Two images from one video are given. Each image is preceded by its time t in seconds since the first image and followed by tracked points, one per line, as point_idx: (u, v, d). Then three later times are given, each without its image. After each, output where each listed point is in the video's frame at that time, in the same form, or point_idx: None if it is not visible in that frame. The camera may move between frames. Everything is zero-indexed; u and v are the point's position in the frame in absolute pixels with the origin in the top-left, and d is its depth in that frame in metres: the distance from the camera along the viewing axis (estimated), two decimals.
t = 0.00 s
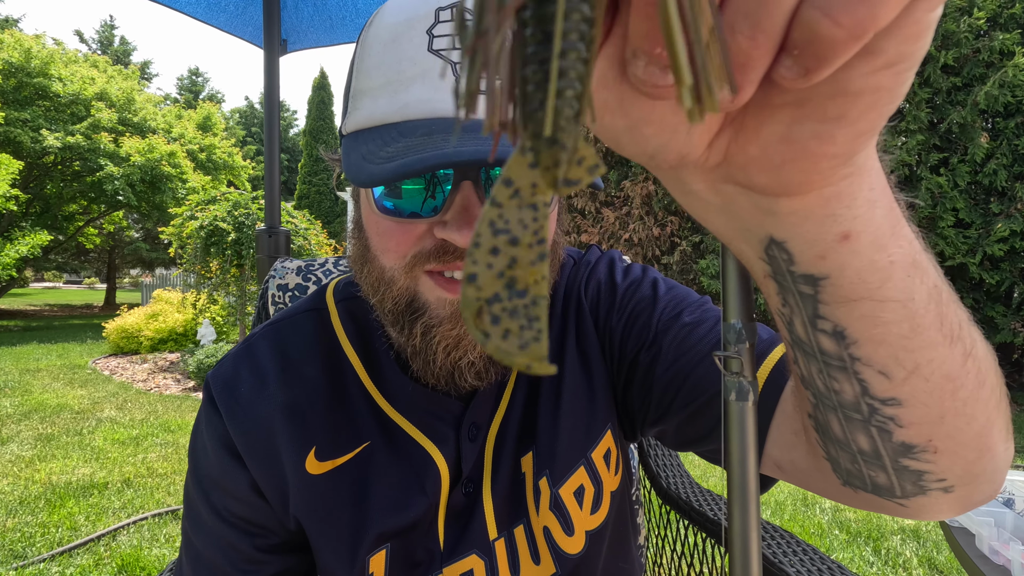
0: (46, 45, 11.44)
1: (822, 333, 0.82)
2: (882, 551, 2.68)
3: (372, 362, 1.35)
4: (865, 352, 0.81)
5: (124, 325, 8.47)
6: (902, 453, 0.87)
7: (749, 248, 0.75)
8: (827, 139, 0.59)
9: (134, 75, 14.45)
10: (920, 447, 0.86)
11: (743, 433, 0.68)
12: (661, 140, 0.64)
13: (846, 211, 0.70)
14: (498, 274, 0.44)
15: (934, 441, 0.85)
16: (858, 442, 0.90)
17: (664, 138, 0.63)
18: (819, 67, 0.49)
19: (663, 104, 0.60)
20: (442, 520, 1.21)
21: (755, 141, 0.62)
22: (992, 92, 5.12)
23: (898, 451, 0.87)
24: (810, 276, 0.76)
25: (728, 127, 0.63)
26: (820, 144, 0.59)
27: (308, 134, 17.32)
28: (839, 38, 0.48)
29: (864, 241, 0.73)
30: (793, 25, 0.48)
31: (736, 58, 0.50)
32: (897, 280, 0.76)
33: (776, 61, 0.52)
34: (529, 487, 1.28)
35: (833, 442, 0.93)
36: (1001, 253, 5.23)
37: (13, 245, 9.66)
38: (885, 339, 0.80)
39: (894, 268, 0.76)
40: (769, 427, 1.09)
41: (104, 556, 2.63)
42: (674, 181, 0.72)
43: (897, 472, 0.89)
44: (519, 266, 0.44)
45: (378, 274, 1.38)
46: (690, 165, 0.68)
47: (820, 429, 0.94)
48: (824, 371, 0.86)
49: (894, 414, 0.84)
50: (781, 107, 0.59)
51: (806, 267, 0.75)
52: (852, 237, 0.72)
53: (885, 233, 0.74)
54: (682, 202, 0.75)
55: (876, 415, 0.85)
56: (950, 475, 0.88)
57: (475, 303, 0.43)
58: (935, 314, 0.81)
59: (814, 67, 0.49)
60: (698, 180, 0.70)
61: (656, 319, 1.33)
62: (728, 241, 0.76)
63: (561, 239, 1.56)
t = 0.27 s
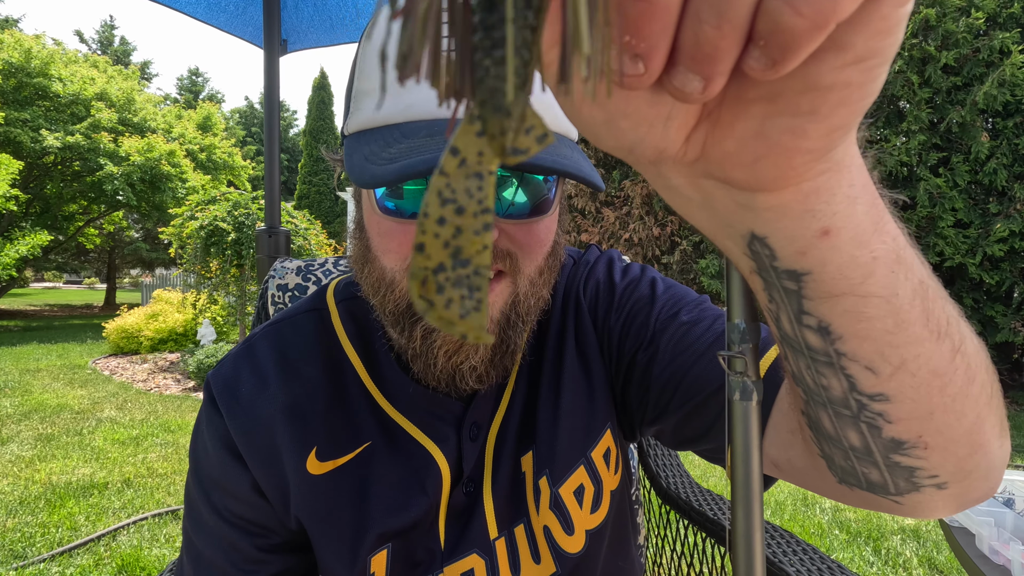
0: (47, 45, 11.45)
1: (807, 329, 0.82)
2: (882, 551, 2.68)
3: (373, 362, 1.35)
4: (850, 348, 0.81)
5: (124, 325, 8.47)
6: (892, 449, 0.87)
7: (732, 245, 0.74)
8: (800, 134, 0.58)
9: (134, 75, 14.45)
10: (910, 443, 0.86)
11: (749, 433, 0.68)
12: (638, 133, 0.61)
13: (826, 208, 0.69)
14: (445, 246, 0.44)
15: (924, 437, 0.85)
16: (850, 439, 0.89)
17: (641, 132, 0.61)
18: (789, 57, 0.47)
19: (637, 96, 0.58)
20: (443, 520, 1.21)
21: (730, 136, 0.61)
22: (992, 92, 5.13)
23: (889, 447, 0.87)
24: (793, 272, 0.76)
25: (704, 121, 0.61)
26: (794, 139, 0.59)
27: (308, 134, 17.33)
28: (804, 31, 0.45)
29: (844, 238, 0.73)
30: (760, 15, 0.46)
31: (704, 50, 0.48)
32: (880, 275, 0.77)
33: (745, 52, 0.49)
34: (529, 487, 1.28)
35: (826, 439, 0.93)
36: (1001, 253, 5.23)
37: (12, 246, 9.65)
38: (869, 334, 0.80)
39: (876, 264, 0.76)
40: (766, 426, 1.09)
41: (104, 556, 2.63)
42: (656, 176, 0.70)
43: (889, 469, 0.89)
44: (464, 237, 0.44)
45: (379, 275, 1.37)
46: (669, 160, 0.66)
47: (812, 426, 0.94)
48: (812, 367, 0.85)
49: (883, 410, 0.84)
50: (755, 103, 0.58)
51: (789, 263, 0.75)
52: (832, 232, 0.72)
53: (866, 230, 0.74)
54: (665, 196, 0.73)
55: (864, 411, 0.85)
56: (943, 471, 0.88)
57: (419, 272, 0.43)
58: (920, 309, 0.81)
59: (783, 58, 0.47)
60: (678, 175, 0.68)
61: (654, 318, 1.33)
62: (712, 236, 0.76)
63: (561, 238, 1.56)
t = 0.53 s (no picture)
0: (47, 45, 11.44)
1: (800, 332, 0.81)
2: (882, 551, 2.68)
3: (375, 362, 1.35)
4: (842, 351, 0.81)
5: (124, 325, 8.47)
6: (885, 452, 0.87)
7: (726, 245, 0.74)
8: (788, 139, 0.58)
9: (134, 75, 14.46)
10: (903, 447, 0.86)
11: (751, 431, 0.68)
12: (629, 135, 0.61)
13: (818, 212, 0.69)
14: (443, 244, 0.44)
15: (916, 441, 0.85)
16: (844, 442, 0.89)
17: (631, 133, 0.61)
18: (773, 62, 0.46)
19: (629, 97, 0.57)
20: (445, 519, 1.21)
21: (720, 138, 0.60)
22: (992, 92, 5.13)
23: (882, 451, 0.87)
24: (785, 275, 0.75)
25: (695, 123, 0.60)
26: (783, 142, 0.59)
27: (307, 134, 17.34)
28: (786, 37, 0.45)
29: (836, 240, 0.72)
30: (745, 21, 0.45)
31: (691, 53, 0.47)
32: (871, 278, 0.77)
33: (732, 57, 0.48)
34: (530, 488, 1.28)
35: (821, 442, 0.93)
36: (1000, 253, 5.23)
37: (13, 246, 9.66)
38: (860, 337, 0.79)
39: (868, 267, 0.76)
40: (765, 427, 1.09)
41: (104, 557, 2.63)
42: (648, 179, 0.70)
43: (884, 473, 0.89)
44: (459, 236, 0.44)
45: (382, 274, 1.37)
46: (661, 163, 0.65)
47: (807, 429, 0.94)
48: (806, 370, 0.85)
49: (875, 412, 0.84)
50: (745, 107, 0.57)
51: (780, 266, 0.74)
52: (823, 236, 0.72)
53: (856, 233, 0.74)
54: (658, 198, 0.73)
55: (857, 414, 0.85)
56: (936, 476, 0.87)
57: (418, 271, 0.44)
58: (912, 314, 0.81)
59: (768, 63, 0.46)
60: (670, 178, 0.68)
61: (655, 318, 1.33)
62: (705, 237, 0.76)
63: (562, 238, 1.55)
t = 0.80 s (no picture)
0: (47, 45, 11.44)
1: (801, 334, 0.81)
2: (882, 551, 2.68)
3: (375, 362, 1.35)
4: (843, 352, 0.81)
5: (124, 325, 8.47)
6: (885, 453, 0.87)
7: (726, 248, 0.74)
8: (789, 144, 0.59)
9: (134, 75, 14.46)
10: (903, 447, 0.86)
11: (749, 432, 0.68)
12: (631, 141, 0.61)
13: (817, 216, 0.70)
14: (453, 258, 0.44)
15: (916, 441, 0.85)
16: (844, 443, 0.89)
17: (633, 140, 0.61)
18: (775, 71, 0.47)
19: (630, 104, 0.57)
20: (445, 519, 1.21)
21: (722, 144, 0.60)
22: (993, 92, 5.13)
23: (883, 451, 0.87)
24: (786, 278, 0.75)
25: (696, 129, 0.61)
26: (783, 148, 0.59)
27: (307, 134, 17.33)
28: (789, 46, 0.45)
29: (835, 244, 0.73)
30: (747, 30, 0.45)
31: (693, 62, 0.48)
32: (871, 281, 0.77)
33: (735, 65, 0.48)
34: (530, 487, 1.28)
35: (821, 442, 0.93)
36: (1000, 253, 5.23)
37: (12, 246, 9.66)
38: (860, 339, 0.80)
39: (868, 270, 0.76)
40: (765, 427, 1.09)
41: (105, 557, 2.63)
42: (649, 183, 0.69)
43: (884, 473, 0.89)
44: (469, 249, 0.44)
45: (383, 274, 1.36)
46: (662, 168, 0.66)
47: (809, 429, 0.94)
48: (807, 371, 0.85)
49: (875, 414, 0.84)
50: (746, 113, 0.57)
51: (780, 269, 0.74)
52: (823, 240, 0.72)
53: (857, 236, 0.74)
54: (659, 201, 0.73)
55: (857, 415, 0.85)
56: (937, 477, 0.88)
57: (431, 286, 0.44)
58: (912, 315, 0.81)
59: (770, 71, 0.46)
60: (672, 182, 0.67)
61: (655, 317, 1.33)
62: (706, 240, 0.76)
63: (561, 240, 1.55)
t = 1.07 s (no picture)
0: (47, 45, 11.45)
1: (801, 328, 0.81)
2: (883, 550, 2.68)
3: (375, 361, 1.35)
4: (844, 346, 0.81)
5: (124, 325, 8.47)
6: (888, 446, 0.87)
7: (725, 244, 0.74)
8: (787, 137, 0.58)
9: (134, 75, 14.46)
10: (906, 440, 0.86)
11: (745, 431, 0.68)
12: (629, 135, 0.61)
13: (817, 210, 0.69)
14: (447, 247, 0.43)
15: (918, 433, 0.85)
16: (846, 437, 0.89)
17: (632, 135, 0.61)
18: (773, 63, 0.46)
19: (629, 98, 0.57)
20: (444, 517, 1.21)
21: (720, 137, 0.60)
22: (994, 92, 5.13)
23: (885, 445, 0.87)
24: (786, 271, 0.75)
25: (695, 123, 0.60)
26: (781, 141, 0.59)
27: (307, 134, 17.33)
28: (786, 38, 0.45)
29: (835, 237, 0.72)
30: (745, 23, 0.45)
31: (691, 55, 0.48)
32: (871, 274, 0.77)
33: (732, 58, 0.48)
34: (531, 487, 1.27)
35: (824, 437, 0.93)
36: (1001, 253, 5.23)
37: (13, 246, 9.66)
38: (862, 332, 0.79)
39: (868, 263, 0.76)
40: (764, 426, 1.08)
41: (105, 557, 2.63)
42: (649, 178, 0.69)
43: (887, 466, 0.89)
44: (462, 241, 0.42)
45: (383, 274, 1.37)
46: (661, 163, 0.66)
47: (812, 425, 0.94)
48: (808, 366, 0.85)
49: (877, 407, 0.84)
50: (744, 106, 0.57)
51: (781, 262, 0.74)
52: (823, 233, 0.72)
53: (856, 231, 0.74)
54: (658, 197, 0.73)
55: (860, 409, 0.85)
56: (938, 468, 0.88)
57: (427, 273, 0.43)
58: (913, 308, 0.81)
59: (767, 64, 0.46)
60: (671, 176, 0.67)
61: (654, 316, 1.33)
62: (706, 235, 0.76)
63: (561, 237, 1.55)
